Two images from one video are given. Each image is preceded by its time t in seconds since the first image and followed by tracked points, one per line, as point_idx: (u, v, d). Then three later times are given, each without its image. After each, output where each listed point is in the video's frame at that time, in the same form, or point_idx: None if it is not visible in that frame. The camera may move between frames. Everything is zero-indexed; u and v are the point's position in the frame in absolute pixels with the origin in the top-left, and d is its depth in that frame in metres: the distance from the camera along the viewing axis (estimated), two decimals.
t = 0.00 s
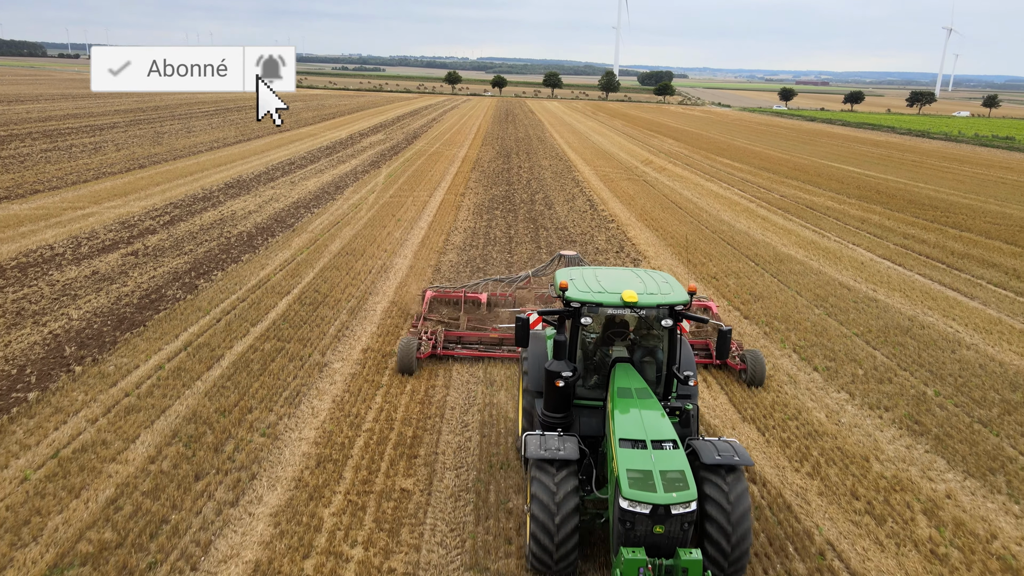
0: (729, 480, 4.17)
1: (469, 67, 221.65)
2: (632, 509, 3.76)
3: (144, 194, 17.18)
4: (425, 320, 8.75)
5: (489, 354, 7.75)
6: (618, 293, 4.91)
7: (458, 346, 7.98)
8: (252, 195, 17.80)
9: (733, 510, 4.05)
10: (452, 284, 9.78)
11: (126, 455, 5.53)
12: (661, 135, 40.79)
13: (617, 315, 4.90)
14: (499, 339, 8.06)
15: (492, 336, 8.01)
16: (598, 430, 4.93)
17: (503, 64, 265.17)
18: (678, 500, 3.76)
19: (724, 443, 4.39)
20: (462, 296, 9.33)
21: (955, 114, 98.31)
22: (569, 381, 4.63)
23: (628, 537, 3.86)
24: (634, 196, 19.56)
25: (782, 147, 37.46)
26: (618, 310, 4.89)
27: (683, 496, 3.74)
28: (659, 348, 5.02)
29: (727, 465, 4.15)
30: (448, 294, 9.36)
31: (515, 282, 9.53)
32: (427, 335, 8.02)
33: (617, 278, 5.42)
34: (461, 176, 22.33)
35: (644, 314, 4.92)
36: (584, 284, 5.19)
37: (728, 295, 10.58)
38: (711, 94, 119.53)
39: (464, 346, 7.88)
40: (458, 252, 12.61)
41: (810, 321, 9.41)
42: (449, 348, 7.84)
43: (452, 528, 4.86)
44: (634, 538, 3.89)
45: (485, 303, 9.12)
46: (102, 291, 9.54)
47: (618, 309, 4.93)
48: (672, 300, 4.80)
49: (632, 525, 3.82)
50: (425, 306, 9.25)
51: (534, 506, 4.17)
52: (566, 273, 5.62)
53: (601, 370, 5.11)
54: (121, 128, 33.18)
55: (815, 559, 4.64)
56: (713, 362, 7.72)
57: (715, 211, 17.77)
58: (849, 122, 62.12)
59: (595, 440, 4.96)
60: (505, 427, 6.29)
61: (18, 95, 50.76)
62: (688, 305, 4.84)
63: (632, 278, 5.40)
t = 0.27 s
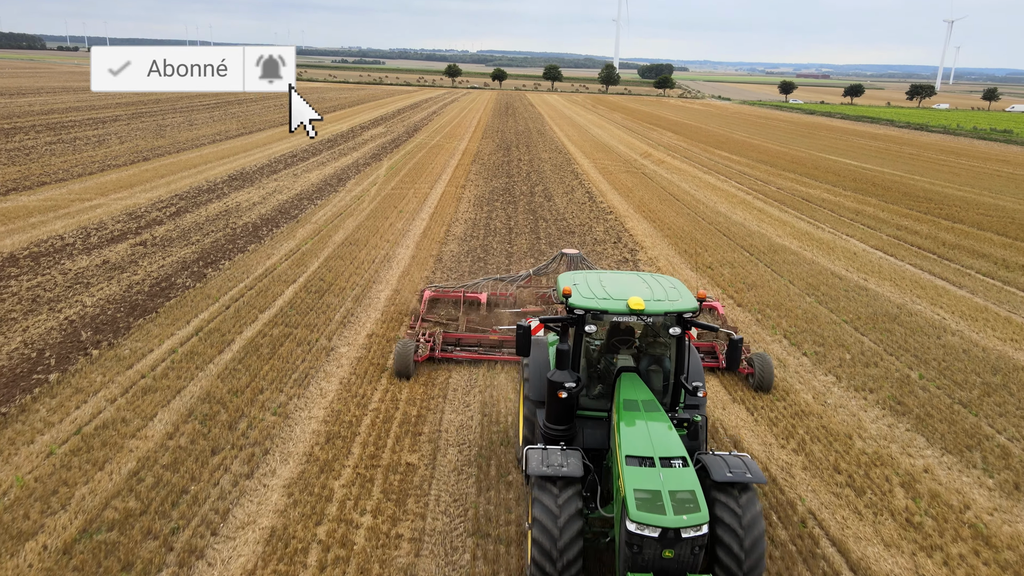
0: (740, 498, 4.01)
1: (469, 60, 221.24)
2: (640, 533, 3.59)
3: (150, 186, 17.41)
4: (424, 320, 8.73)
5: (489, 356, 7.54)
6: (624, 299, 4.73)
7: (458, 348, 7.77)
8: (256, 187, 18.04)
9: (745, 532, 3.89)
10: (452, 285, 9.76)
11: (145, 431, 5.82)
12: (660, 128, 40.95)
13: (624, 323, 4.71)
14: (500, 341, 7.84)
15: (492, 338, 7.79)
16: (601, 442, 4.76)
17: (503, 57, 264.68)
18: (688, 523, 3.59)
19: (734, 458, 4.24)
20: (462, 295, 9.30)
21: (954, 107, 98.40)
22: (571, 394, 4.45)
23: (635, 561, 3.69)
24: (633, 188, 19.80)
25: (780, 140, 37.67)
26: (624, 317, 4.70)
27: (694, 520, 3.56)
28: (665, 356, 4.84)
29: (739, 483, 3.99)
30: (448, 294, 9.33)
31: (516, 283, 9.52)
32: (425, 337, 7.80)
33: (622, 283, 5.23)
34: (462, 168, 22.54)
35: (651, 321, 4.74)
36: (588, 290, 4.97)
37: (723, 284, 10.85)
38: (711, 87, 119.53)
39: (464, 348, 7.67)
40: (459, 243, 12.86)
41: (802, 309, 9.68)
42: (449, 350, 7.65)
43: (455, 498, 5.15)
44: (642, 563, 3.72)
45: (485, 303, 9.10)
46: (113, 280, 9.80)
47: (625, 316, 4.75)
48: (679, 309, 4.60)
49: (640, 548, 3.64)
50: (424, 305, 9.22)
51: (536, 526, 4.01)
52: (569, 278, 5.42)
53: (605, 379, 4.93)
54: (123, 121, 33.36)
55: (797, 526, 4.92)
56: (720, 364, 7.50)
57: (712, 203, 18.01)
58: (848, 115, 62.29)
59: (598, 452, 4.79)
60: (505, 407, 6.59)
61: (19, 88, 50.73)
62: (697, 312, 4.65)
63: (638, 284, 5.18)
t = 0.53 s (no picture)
0: (755, 517, 3.79)
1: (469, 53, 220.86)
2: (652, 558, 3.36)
3: (155, 178, 17.64)
4: (423, 320, 8.41)
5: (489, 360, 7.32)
6: (631, 304, 4.47)
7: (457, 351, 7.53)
8: (260, 179, 18.28)
9: (761, 555, 3.67)
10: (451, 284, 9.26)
11: (163, 409, 6.09)
12: (659, 121, 41.14)
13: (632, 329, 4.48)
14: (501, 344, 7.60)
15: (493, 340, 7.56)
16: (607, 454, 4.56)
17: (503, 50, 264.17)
18: (701, 547, 3.36)
19: (749, 474, 4.05)
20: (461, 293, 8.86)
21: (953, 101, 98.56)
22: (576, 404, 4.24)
23: None
24: (632, 180, 20.05)
25: (779, 133, 37.87)
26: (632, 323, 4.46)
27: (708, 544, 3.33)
28: (674, 363, 4.64)
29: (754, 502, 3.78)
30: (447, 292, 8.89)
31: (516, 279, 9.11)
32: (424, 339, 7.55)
33: (628, 286, 4.98)
34: (462, 161, 22.76)
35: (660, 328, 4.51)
36: (593, 294, 4.73)
37: (719, 273, 11.11)
38: (711, 80, 119.56)
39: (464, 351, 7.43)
40: (460, 233, 13.10)
41: (794, 296, 9.95)
42: (448, 353, 7.41)
43: (460, 470, 5.43)
44: None
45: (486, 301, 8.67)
46: (124, 268, 10.07)
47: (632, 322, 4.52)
48: (689, 313, 4.36)
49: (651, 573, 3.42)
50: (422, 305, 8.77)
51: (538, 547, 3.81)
52: (572, 282, 5.15)
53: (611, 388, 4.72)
54: (125, 114, 33.53)
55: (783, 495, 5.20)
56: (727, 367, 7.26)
57: (710, 194, 18.24)
58: (847, 108, 62.46)
59: (604, 464, 4.58)
60: (506, 386, 6.88)
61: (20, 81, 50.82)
62: (708, 319, 4.41)
63: (646, 287, 4.93)
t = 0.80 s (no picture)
0: (770, 540, 3.59)
1: (469, 46, 220.64)
2: None
3: (161, 169, 17.91)
4: (420, 321, 8.17)
5: (487, 363, 7.11)
6: (637, 312, 4.25)
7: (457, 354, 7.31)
8: (264, 170, 18.54)
9: None
10: (450, 284, 9.11)
11: (178, 387, 6.37)
12: (658, 113, 41.32)
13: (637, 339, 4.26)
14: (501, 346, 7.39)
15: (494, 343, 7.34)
16: (612, 469, 4.37)
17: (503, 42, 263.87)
18: None
19: (763, 494, 3.84)
20: (461, 295, 8.68)
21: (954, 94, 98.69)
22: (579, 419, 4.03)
23: None
24: (631, 172, 20.32)
25: (778, 126, 38.06)
26: (638, 332, 4.23)
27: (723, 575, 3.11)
28: (683, 374, 4.43)
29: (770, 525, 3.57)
30: (445, 293, 8.72)
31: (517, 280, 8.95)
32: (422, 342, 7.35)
33: (635, 291, 4.74)
34: (463, 153, 23.00)
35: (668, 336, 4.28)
36: (597, 300, 4.49)
37: (715, 261, 11.38)
38: (711, 73, 119.53)
39: (463, 354, 7.23)
40: (462, 223, 13.36)
41: (787, 283, 10.22)
42: (446, 356, 7.21)
43: (463, 444, 5.71)
44: None
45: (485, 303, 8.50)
46: (135, 256, 10.35)
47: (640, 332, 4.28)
48: (699, 322, 4.12)
49: None
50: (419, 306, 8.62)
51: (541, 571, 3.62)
52: (576, 286, 4.91)
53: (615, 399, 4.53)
54: (127, 107, 33.73)
55: (769, 467, 5.48)
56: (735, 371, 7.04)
57: (708, 186, 18.50)
58: (847, 101, 62.58)
59: (609, 480, 4.36)
60: (507, 366, 7.16)
61: (21, 74, 51.04)
62: (719, 328, 4.17)
63: (653, 293, 4.68)
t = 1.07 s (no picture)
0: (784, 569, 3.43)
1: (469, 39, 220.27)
2: None
3: (165, 161, 18.17)
4: (416, 325, 7.79)
5: (485, 368, 6.85)
6: (643, 323, 3.98)
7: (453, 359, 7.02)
8: (267, 162, 18.80)
9: None
10: (447, 283, 8.73)
11: (190, 368, 6.65)
12: (658, 107, 41.46)
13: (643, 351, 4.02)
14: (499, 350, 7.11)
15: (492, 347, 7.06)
16: (615, 487, 4.17)
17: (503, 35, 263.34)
18: None
19: (776, 517, 3.67)
20: (457, 295, 8.30)
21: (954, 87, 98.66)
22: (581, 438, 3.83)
23: None
24: (629, 164, 20.55)
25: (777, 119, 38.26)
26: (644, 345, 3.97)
27: None
28: (690, 387, 4.22)
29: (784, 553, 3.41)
30: (443, 293, 8.34)
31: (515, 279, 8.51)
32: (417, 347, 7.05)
33: (642, 297, 4.48)
34: (464, 145, 23.24)
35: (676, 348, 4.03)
36: (601, 308, 4.23)
37: (709, 251, 11.63)
38: (711, 66, 119.50)
39: (460, 360, 6.93)
40: (462, 214, 13.62)
41: (780, 272, 10.47)
42: (442, 361, 6.93)
43: (464, 422, 5.98)
44: None
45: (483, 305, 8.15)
46: (143, 245, 10.61)
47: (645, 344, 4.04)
48: (711, 334, 3.87)
49: None
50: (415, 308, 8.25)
51: None
52: (579, 291, 4.65)
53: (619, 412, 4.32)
54: (130, 99, 33.96)
55: (755, 443, 5.75)
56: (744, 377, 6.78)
57: (705, 178, 18.73)
58: (847, 94, 62.68)
59: (613, 499, 4.16)
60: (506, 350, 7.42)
61: (23, 66, 51.21)
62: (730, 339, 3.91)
63: (658, 299, 4.41)
